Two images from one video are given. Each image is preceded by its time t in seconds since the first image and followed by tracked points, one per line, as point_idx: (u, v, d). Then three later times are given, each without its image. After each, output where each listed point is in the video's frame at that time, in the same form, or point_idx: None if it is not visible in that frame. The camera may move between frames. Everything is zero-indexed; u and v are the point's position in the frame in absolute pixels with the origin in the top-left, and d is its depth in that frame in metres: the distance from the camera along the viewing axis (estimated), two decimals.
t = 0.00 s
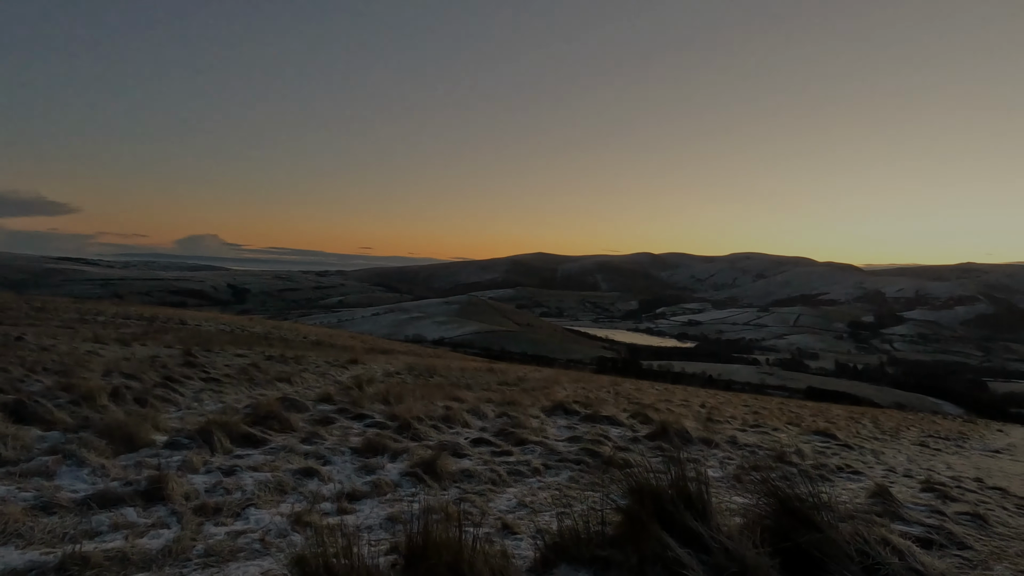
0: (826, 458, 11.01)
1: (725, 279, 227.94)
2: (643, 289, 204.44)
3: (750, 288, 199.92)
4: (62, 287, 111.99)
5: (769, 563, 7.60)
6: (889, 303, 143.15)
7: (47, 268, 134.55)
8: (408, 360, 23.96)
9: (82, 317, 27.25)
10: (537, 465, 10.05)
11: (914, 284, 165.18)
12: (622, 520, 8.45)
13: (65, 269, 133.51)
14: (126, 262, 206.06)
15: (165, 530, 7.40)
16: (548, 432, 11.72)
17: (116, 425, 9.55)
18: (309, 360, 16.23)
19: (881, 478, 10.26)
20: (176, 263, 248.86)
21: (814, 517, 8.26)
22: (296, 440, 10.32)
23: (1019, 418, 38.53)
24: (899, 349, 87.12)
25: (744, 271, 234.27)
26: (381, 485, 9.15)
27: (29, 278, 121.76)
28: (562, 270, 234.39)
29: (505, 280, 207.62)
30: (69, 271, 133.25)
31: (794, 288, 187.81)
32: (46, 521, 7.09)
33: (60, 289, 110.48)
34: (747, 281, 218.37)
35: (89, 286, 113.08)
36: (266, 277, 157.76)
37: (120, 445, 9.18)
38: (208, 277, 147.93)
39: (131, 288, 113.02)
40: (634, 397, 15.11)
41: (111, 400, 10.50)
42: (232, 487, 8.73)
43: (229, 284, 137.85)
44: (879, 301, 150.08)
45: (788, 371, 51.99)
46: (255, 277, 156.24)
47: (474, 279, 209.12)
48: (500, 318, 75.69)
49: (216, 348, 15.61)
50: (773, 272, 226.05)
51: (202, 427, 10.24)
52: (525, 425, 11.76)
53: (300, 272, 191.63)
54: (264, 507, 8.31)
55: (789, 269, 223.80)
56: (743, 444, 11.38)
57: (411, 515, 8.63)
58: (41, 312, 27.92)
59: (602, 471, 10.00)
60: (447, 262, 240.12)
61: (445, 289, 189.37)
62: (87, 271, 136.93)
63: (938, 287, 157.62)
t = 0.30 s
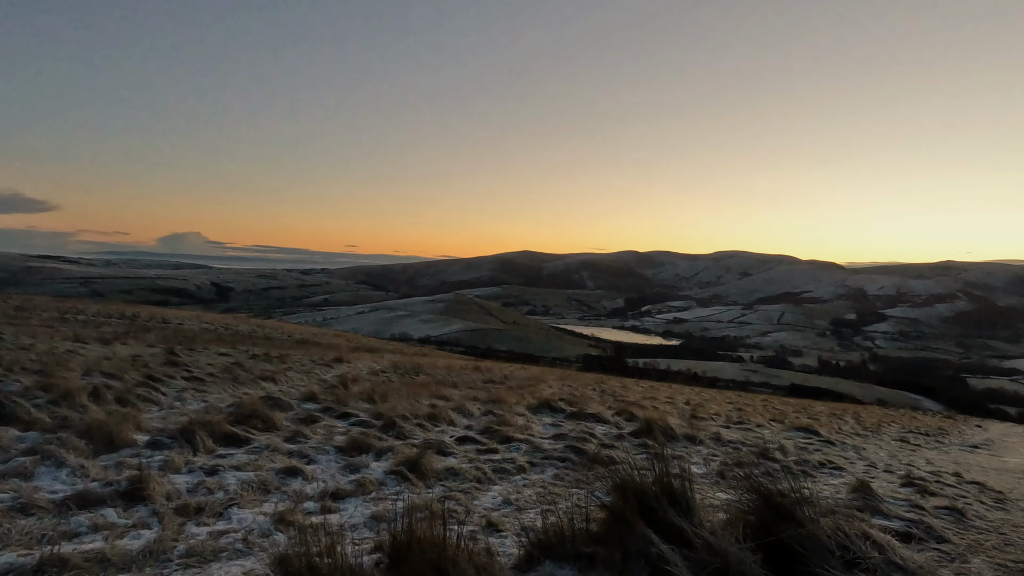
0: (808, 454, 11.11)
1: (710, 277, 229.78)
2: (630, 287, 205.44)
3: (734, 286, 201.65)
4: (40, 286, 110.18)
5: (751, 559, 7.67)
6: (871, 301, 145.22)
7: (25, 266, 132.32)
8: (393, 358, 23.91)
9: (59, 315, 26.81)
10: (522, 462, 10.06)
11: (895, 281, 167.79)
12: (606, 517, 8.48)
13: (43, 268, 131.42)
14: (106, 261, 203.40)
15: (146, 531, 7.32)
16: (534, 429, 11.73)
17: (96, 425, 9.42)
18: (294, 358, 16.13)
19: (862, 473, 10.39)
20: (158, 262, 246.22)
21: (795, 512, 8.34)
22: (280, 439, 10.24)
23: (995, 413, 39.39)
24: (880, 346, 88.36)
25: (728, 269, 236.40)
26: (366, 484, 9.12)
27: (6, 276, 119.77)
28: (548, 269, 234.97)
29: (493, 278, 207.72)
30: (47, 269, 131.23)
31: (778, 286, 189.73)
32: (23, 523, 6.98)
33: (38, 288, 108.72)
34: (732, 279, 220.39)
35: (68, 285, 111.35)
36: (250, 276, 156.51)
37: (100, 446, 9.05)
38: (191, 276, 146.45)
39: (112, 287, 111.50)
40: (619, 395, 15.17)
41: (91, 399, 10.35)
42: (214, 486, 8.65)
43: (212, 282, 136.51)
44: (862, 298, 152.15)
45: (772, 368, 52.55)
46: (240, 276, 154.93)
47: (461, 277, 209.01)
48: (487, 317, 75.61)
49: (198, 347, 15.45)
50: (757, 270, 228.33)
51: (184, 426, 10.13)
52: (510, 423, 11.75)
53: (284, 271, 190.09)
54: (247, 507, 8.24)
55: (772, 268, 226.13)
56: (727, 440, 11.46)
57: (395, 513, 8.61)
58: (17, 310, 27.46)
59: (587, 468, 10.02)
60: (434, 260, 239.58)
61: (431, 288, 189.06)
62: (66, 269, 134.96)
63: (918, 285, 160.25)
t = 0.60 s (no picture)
0: (790, 450, 11.23)
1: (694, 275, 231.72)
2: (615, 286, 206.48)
3: (718, 284, 203.43)
4: (16, 284, 108.24)
5: (733, 554, 7.74)
6: (851, 299, 147.31)
7: None
8: (377, 356, 23.84)
9: (33, 314, 26.32)
10: (506, 460, 10.07)
11: (874, 279, 170.34)
12: (589, 514, 8.50)
13: (19, 266, 129.14)
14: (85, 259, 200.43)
15: (124, 532, 7.21)
16: (518, 427, 11.74)
17: (73, 425, 9.28)
18: (276, 357, 16.02)
19: (842, 468, 10.51)
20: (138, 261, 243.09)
21: (776, 507, 8.44)
22: (261, 438, 10.15)
23: (969, 407, 40.24)
24: (861, 343, 89.66)
25: (711, 267, 238.61)
26: (349, 482, 9.07)
27: None
28: (534, 267, 235.46)
29: (479, 277, 207.72)
30: (23, 268, 128.92)
31: (761, 284, 191.64)
32: None
33: (13, 286, 106.76)
34: (715, 277, 222.45)
35: (44, 283, 109.44)
36: (232, 274, 155.04)
37: (78, 446, 8.92)
38: (172, 274, 144.74)
39: (90, 286, 109.81)
40: (603, 392, 15.23)
41: (68, 400, 10.19)
42: (195, 486, 8.57)
43: (194, 281, 135.04)
44: (842, 296, 154.27)
45: (754, 365, 53.08)
46: (222, 274, 153.41)
47: (447, 275, 208.77)
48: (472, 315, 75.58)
49: (180, 346, 15.28)
50: (739, 268, 230.53)
51: (164, 426, 10.00)
52: (493, 421, 11.76)
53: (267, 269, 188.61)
54: (228, 507, 8.16)
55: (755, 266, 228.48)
56: (709, 437, 11.54)
57: (378, 512, 8.57)
58: None
59: (571, 466, 10.05)
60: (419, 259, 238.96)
61: (417, 287, 188.72)
62: (42, 268, 132.67)
63: (897, 283, 162.91)
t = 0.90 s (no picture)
0: (768, 446, 11.36)
1: (676, 274, 233.53)
2: (598, 284, 207.34)
3: (699, 282, 205.38)
4: None
5: (711, 550, 7.82)
6: (829, 297, 149.56)
7: None
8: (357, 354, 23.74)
9: None
10: (487, 458, 10.07)
11: (851, 277, 173.11)
12: (570, 511, 8.54)
13: None
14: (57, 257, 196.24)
15: (99, 534, 7.09)
16: (499, 425, 11.74)
17: (46, 426, 9.12)
18: (256, 356, 15.87)
19: (819, 463, 10.66)
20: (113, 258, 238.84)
21: (755, 503, 8.52)
22: (240, 438, 10.05)
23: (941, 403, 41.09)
24: (838, 340, 91.10)
25: (691, 265, 241.00)
26: (329, 482, 9.00)
27: None
28: (517, 266, 235.84)
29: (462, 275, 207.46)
30: None
31: (741, 282, 193.85)
32: None
33: None
34: (696, 275, 224.28)
35: (15, 282, 107.02)
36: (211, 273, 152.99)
37: (51, 448, 8.76)
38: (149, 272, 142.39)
39: (64, 285, 107.66)
40: (585, 390, 15.29)
41: (41, 400, 9.99)
42: (172, 487, 8.45)
43: (171, 280, 133.10)
44: (822, 293, 156.42)
45: (733, 362, 53.72)
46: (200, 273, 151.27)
47: (430, 274, 208.25)
48: (454, 314, 75.40)
49: (157, 345, 15.06)
50: (720, 267, 232.91)
51: (140, 426, 9.86)
52: (475, 419, 11.75)
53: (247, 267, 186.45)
54: (205, 508, 8.06)
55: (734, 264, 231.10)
56: (689, 433, 11.64)
57: (359, 511, 8.52)
58: None
59: (552, 463, 10.07)
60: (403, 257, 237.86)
61: (399, 285, 187.91)
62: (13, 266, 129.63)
63: (874, 281, 165.64)
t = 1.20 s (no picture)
0: (744, 442, 11.48)
1: (655, 272, 235.44)
2: (578, 283, 208.07)
3: (677, 281, 207.43)
4: None
5: (687, 545, 7.90)
6: (804, 295, 152.00)
7: None
8: (333, 352, 23.55)
9: None
10: (465, 456, 10.05)
11: (825, 275, 175.99)
12: (548, 508, 8.56)
13: None
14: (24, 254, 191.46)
15: (68, 537, 6.95)
16: (478, 424, 11.71)
17: (13, 427, 8.91)
18: (232, 355, 15.67)
19: (793, 459, 10.81)
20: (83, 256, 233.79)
21: (730, 497, 8.64)
22: (215, 438, 9.92)
23: (910, 397, 42.04)
24: (813, 337, 92.58)
25: (669, 264, 243.42)
26: (305, 481, 8.91)
27: None
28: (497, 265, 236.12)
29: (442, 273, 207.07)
30: None
31: (719, 280, 196.14)
32: None
33: None
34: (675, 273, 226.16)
35: None
36: (185, 271, 150.63)
37: (18, 450, 8.56)
38: (121, 270, 139.74)
39: (31, 283, 105.15)
40: (564, 388, 15.32)
41: (9, 401, 9.77)
42: (143, 488, 8.30)
43: (144, 278, 130.85)
44: (797, 291, 158.76)
45: (710, 359, 54.30)
46: (174, 271, 148.86)
47: (410, 272, 207.60)
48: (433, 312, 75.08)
49: (129, 345, 14.79)
50: (697, 265, 235.54)
51: (111, 427, 9.68)
52: (453, 417, 11.71)
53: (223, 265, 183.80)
54: (178, 509, 7.94)
55: (712, 263, 233.90)
56: (666, 430, 11.73)
57: (336, 511, 8.44)
58: None
59: (530, 460, 10.09)
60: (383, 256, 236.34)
61: (379, 283, 187.03)
62: None
63: (847, 278, 168.68)
